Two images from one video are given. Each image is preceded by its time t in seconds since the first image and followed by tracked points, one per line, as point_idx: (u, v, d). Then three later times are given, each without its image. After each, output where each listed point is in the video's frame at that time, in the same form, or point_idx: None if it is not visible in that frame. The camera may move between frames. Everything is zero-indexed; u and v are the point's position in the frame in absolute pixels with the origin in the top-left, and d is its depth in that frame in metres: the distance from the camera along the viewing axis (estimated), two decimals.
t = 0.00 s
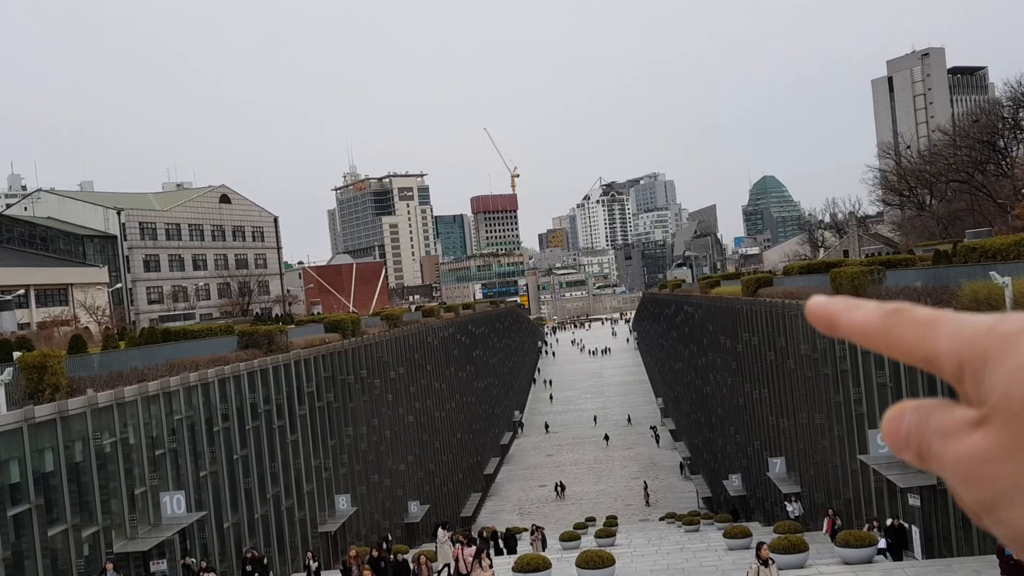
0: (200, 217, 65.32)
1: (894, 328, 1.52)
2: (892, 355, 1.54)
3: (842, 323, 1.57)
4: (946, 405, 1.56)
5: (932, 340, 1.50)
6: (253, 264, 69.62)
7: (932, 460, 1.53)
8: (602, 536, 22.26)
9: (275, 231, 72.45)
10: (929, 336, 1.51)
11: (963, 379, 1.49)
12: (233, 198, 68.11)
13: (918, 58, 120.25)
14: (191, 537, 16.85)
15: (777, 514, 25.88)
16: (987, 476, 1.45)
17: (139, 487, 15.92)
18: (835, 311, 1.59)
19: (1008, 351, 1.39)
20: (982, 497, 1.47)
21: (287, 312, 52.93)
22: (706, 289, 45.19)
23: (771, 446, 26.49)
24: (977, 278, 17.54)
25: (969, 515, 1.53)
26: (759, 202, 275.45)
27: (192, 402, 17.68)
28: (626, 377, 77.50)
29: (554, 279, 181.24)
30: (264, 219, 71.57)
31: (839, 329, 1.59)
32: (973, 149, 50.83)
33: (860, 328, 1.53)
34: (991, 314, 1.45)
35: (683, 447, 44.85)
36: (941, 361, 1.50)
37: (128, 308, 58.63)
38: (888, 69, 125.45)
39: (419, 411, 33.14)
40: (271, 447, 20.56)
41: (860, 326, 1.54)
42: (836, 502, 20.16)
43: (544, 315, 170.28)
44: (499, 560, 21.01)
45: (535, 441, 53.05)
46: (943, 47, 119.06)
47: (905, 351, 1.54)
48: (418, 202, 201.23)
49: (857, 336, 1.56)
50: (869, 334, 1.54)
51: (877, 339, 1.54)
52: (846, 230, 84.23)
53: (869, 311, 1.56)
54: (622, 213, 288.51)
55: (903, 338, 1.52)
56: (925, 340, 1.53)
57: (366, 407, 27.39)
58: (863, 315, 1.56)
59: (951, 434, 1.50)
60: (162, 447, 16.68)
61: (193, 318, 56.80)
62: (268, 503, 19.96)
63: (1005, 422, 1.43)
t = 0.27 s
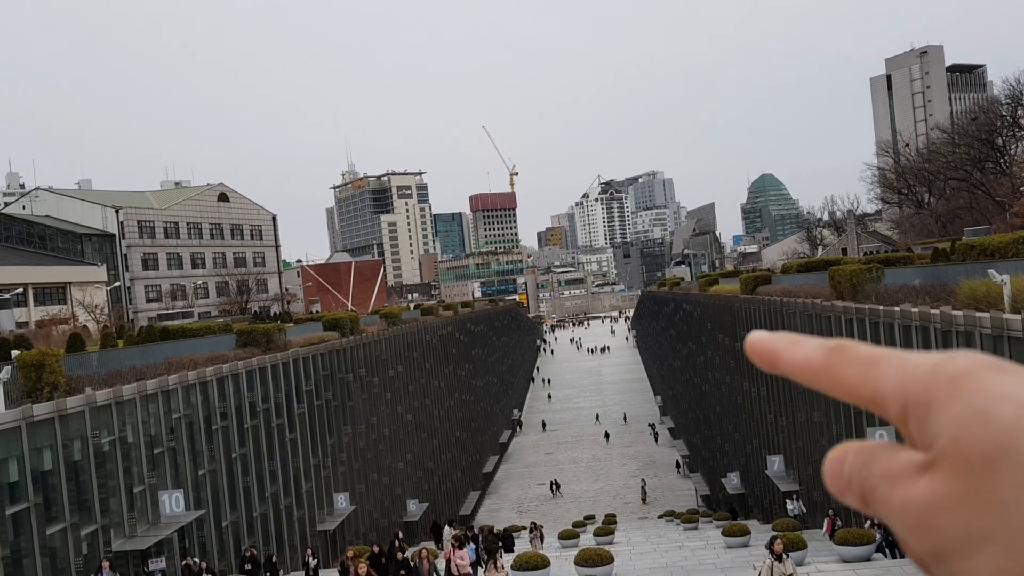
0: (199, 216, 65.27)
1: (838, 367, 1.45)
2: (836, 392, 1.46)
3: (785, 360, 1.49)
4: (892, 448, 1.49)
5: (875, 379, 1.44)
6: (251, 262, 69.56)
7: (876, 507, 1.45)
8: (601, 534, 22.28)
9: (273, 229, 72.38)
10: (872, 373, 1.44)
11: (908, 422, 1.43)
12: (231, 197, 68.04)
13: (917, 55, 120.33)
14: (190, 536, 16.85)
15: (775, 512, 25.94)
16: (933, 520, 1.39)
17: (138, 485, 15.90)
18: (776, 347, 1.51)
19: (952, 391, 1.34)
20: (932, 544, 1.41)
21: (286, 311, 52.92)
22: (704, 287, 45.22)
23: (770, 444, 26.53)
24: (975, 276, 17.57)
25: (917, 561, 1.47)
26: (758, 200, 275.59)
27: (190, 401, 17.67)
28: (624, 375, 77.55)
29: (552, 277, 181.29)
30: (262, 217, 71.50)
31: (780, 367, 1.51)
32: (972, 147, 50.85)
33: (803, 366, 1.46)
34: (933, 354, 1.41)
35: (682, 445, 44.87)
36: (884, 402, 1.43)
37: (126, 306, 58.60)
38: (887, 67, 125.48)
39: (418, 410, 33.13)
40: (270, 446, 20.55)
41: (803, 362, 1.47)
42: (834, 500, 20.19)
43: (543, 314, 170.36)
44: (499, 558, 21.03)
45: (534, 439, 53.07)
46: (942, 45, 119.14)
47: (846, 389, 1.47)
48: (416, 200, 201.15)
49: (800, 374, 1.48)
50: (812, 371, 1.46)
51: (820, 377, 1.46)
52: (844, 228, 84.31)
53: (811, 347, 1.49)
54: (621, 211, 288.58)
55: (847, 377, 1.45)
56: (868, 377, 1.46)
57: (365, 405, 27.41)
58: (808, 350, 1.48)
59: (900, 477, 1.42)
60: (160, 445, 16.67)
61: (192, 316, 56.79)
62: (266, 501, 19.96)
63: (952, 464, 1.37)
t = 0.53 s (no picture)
0: (196, 212, 65.14)
1: (817, 382, 1.50)
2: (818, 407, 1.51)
3: (774, 375, 1.55)
4: (871, 462, 1.55)
5: (855, 395, 1.48)
6: (248, 259, 69.42)
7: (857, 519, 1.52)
8: (598, 530, 22.32)
9: (270, 226, 72.26)
10: (852, 391, 1.49)
11: (884, 436, 1.49)
12: (228, 193, 67.91)
13: (914, 52, 120.38)
14: (188, 533, 16.87)
15: (772, 508, 26.00)
16: (910, 531, 1.47)
17: (135, 481, 15.90)
18: (763, 363, 1.57)
19: (927, 412, 1.41)
20: (909, 555, 1.49)
21: (283, 307, 52.85)
22: (702, 284, 45.25)
23: (767, 441, 26.58)
24: (973, 272, 17.59)
25: (892, 568, 1.56)
26: (756, 196, 275.70)
27: (187, 397, 17.66)
28: (622, 371, 77.59)
29: (550, 274, 181.28)
30: (259, 214, 71.35)
31: (764, 380, 1.57)
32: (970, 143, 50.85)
33: (787, 381, 1.51)
34: (911, 369, 1.47)
35: (679, 442, 44.92)
36: (862, 419, 1.48)
37: (123, 303, 58.45)
38: (885, 64, 125.48)
39: (416, 406, 33.14)
40: (267, 442, 20.55)
41: (786, 377, 1.52)
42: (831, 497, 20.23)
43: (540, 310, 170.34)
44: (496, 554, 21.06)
45: (531, 436, 53.08)
46: (939, 42, 119.17)
47: (828, 404, 1.52)
48: (413, 197, 200.83)
49: (783, 388, 1.53)
50: (792, 385, 1.51)
51: (805, 395, 1.52)
52: (842, 225, 84.40)
53: (798, 361, 1.54)
54: (618, 208, 288.54)
55: (829, 393, 1.50)
56: (848, 394, 1.51)
57: (363, 402, 27.42)
58: (791, 366, 1.53)
59: (878, 494, 1.49)
60: (158, 441, 16.67)
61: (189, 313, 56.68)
62: (264, 498, 19.97)
63: (925, 478, 1.44)
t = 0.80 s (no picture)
0: (190, 208, 64.98)
1: (857, 365, 1.41)
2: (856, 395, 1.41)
3: (811, 360, 1.46)
4: (905, 450, 1.47)
5: (894, 380, 1.38)
6: (243, 255, 69.29)
7: (890, 510, 1.43)
8: (592, 526, 22.36)
9: (265, 221, 72.11)
10: (890, 374, 1.39)
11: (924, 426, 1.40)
12: (222, 189, 67.75)
13: (909, 49, 120.63)
14: (181, 529, 16.83)
15: (766, 504, 26.08)
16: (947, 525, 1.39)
17: (129, 478, 15.86)
18: (801, 349, 1.47)
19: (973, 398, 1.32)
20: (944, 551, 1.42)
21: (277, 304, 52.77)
22: (696, 281, 45.29)
23: (761, 437, 26.65)
24: (967, 269, 17.63)
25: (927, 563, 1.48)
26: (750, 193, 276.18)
27: (181, 393, 17.60)
28: (617, 368, 77.71)
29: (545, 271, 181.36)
30: (254, 209, 71.22)
31: (805, 364, 1.48)
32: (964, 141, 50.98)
33: (827, 366, 1.42)
34: (949, 352, 1.37)
35: (673, 438, 44.99)
36: (897, 405, 1.38)
37: (117, 299, 58.30)
38: (879, 61, 125.73)
39: (410, 402, 33.12)
40: (261, 438, 20.49)
41: (825, 362, 1.43)
42: (824, 493, 20.29)
43: (535, 307, 170.43)
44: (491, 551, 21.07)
45: (526, 432, 53.14)
46: (934, 39, 119.45)
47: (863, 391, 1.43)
48: (408, 193, 200.58)
49: (820, 372, 1.45)
50: (832, 369, 1.43)
51: (842, 382, 1.42)
52: (836, 222, 84.63)
53: (832, 346, 1.46)
54: (613, 205, 288.67)
55: (865, 377, 1.41)
56: (884, 381, 1.42)
57: (357, 398, 27.39)
58: (829, 351, 1.45)
59: (909, 486, 1.40)
60: (151, 437, 16.61)
61: (183, 309, 56.58)
62: (258, 494, 19.92)
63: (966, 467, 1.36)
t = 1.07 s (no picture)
0: (184, 204, 64.75)
1: (923, 372, 1.35)
2: (921, 400, 1.36)
3: (878, 363, 1.39)
4: (966, 459, 1.40)
5: (958, 386, 1.32)
6: (236, 252, 69.08)
7: (956, 517, 1.35)
8: (586, 524, 22.37)
9: (259, 218, 71.90)
10: (955, 381, 1.33)
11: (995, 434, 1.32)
12: (216, 185, 67.53)
13: (903, 49, 120.88)
14: (174, 526, 16.80)
15: (759, 502, 26.14)
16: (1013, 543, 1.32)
17: (121, 475, 15.81)
18: (866, 354, 1.41)
19: None
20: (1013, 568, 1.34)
21: (271, 301, 52.62)
22: (691, 279, 45.35)
23: (754, 436, 26.70)
24: (959, 269, 17.68)
25: None
26: (745, 192, 276.68)
27: (174, 390, 17.54)
28: (611, 366, 77.76)
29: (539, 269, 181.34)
30: (248, 206, 71.00)
31: (869, 370, 1.41)
32: (958, 141, 51.10)
33: (892, 373, 1.36)
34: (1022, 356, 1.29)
35: (667, 437, 45.07)
36: (962, 410, 1.30)
37: (110, 296, 58.08)
38: (874, 61, 126.00)
39: (404, 400, 33.08)
40: (254, 435, 20.45)
41: (891, 368, 1.37)
42: (817, 491, 20.34)
43: (529, 305, 170.38)
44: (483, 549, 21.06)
45: (520, 430, 53.14)
46: (928, 39, 119.71)
47: (931, 396, 1.36)
48: (403, 191, 200.24)
49: (888, 377, 1.38)
50: (899, 377, 1.36)
51: (908, 386, 1.36)
52: (830, 221, 84.81)
53: (901, 352, 1.38)
54: (608, 203, 288.80)
55: (934, 382, 1.34)
56: (951, 385, 1.35)
57: (351, 396, 27.35)
58: (895, 357, 1.38)
59: (971, 492, 1.34)
60: (144, 435, 16.57)
61: (176, 306, 56.40)
62: (251, 491, 19.89)
63: None
